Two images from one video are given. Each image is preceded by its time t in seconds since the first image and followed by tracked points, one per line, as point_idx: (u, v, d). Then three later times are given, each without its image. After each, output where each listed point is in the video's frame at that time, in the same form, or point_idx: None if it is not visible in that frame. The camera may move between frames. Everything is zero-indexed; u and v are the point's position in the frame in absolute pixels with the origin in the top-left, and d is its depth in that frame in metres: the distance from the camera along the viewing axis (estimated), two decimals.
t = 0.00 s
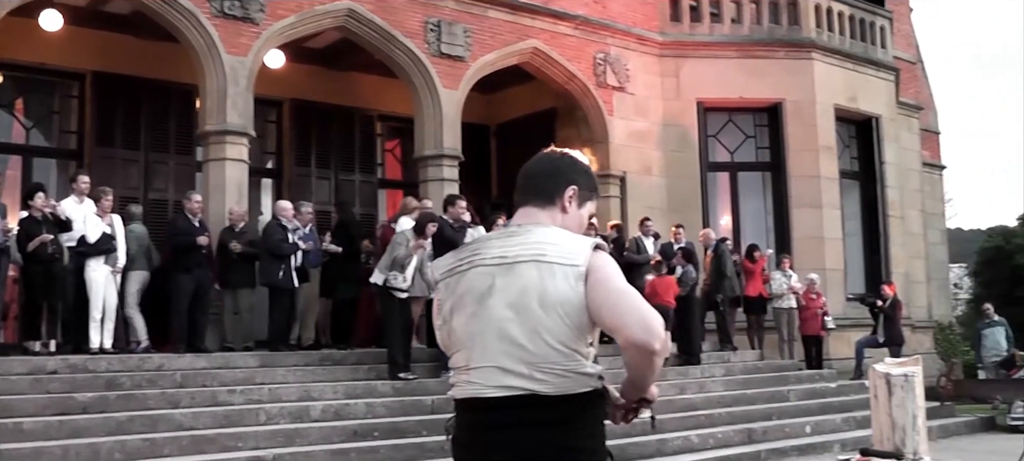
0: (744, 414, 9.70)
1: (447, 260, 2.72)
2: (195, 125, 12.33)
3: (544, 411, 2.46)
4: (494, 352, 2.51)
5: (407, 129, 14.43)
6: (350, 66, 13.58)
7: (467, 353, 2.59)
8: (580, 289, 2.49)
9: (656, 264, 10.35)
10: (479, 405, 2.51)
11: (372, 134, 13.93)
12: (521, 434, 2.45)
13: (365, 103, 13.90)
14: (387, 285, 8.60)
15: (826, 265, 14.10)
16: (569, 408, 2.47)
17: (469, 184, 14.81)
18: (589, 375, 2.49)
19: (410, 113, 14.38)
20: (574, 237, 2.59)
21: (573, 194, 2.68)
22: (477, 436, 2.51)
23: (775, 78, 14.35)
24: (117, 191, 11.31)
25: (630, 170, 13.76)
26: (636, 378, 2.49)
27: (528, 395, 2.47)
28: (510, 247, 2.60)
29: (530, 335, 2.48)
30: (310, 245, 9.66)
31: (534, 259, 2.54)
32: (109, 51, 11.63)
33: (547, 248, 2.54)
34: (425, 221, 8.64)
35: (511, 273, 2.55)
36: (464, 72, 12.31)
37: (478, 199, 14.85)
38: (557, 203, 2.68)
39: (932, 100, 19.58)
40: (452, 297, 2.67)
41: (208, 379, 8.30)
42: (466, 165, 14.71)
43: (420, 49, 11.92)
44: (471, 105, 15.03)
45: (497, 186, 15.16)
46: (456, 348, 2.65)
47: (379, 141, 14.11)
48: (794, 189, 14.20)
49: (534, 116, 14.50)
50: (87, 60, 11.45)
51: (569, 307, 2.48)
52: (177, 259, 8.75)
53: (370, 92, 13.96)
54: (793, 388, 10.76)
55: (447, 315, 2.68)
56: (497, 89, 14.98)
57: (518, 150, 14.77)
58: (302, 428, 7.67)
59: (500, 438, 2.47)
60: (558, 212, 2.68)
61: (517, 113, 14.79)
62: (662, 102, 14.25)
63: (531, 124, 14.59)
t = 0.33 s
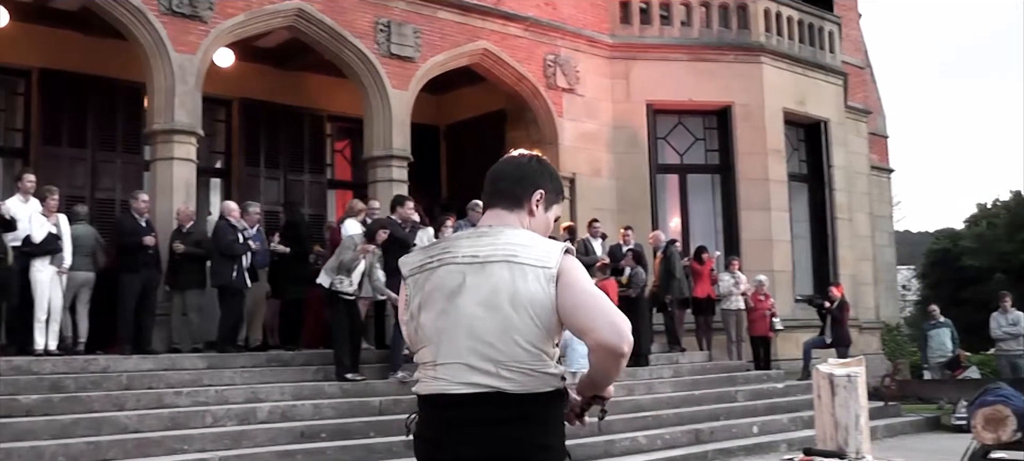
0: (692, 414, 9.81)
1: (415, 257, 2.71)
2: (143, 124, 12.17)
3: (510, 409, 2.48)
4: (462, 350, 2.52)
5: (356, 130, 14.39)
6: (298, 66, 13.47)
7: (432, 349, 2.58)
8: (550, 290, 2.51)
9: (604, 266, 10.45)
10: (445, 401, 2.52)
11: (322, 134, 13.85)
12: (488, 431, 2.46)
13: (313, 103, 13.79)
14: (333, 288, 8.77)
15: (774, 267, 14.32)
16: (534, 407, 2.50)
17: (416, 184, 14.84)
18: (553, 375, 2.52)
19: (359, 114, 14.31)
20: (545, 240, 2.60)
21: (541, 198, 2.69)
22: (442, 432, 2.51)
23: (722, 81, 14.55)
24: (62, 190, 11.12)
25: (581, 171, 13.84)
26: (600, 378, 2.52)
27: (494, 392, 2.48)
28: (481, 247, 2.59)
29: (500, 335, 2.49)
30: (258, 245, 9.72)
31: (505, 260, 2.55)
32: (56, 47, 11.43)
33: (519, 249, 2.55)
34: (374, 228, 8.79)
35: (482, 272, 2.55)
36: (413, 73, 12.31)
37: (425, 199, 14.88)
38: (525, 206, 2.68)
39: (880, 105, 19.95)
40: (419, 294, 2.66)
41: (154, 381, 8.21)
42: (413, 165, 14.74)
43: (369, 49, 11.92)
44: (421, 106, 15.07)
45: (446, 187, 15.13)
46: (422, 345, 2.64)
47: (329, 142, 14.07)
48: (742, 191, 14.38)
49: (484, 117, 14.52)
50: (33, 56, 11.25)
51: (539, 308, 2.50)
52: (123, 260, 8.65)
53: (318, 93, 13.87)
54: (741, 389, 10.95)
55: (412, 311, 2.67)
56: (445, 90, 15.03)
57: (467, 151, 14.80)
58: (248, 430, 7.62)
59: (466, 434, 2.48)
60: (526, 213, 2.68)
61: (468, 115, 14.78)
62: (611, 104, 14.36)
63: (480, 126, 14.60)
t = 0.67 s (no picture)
0: (636, 414, 9.95)
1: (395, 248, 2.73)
2: (84, 122, 11.94)
3: (482, 402, 2.50)
4: (439, 340, 2.53)
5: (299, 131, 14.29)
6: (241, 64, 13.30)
7: (406, 339, 2.59)
8: (532, 288, 2.57)
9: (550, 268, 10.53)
10: (417, 390, 2.52)
11: (265, 134, 13.71)
12: (459, 421, 2.48)
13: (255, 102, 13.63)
14: (275, 292, 8.71)
15: (717, 268, 14.54)
16: (504, 402, 2.52)
17: (361, 185, 14.73)
18: (524, 373, 2.56)
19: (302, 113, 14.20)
20: (525, 242, 2.67)
21: (519, 203, 2.77)
22: (412, 421, 2.51)
23: (667, 83, 14.74)
24: None
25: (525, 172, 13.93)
26: (571, 382, 2.58)
27: (465, 384, 2.49)
28: (464, 242, 2.63)
29: (480, 327, 2.52)
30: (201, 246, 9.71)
31: (489, 256, 2.59)
32: None
33: (503, 247, 2.61)
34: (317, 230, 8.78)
35: (465, 265, 2.59)
36: (357, 73, 12.25)
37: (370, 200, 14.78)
38: (505, 208, 2.74)
39: (823, 108, 20.35)
40: (397, 284, 2.66)
41: (94, 383, 8.08)
42: (357, 165, 14.68)
43: (313, 49, 11.86)
44: (365, 106, 15.00)
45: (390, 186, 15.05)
46: (395, 334, 2.64)
47: (272, 141, 13.95)
48: (686, 192, 14.58)
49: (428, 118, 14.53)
50: None
51: (520, 304, 2.55)
52: (62, 260, 8.50)
53: (262, 93, 13.73)
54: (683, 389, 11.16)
55: (388, 301, 2.67)
56: (389, 91, 15.01)
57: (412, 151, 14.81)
58: (188, 433, 7.56)
59: (436, 423, 2.48)
60: (503, 216, 2.74)
61: (413, 115, 14.77)
62: (556, 105, 14.45)
63: (425, 127, 14.61)
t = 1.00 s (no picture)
0: (581, 414, 10.08)
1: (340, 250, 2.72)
2: (25, 119, 11.72)
3: (431, 407, 2.54)
4: (389, 346, 2.55)
5: (244, 130, 14.13)
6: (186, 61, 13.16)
7: (353, 344, 2.59)
8: (482, 291, 2.61)
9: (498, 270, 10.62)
10: (366, 396, 2.53)
11: (210, 132, 13.57)
12: (409, 427, 2.51)
13: (200, 100, 13.50)
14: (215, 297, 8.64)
15: (662, 268, 14.76)
16: (452, 407, 2.57)
17: (305, 186, 14.69)
18: (471, 375, 2.62)
19: (247, 113, 14.06)
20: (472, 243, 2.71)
21: (463, 201, 2.80)
22: (362, 427, 2.53)
23: (612, 85, 14.92)
24: None
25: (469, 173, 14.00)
26: (516, 379, 2.64)
27: (415, 389, 2.52)
28: (412, 245, 2.64)
29: (430, 332, 2.55)
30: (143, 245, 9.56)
31: (437, 260, 2.62)
32: None
33: (452, 249, 2.64)
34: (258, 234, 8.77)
35: (414, 269, 2.61)
36: (302, 73, 12.20)
37: (315, 201, 14.74)
38: (449, 208, 2.78)
39: (768, 110, 20.73)
40: (342, 288, 2.66)
41: (35, 385, 7.96)
42: (302, 165, 14.61)
43: (258, 48, 11.79)
44: (311, 105, 14.94)
45: (335, 187, 15.07)
46: (342, 338, 2.64)
47: (217, 141, 13.79)
48: (630, 193, 14.78)
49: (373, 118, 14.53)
50: None
51: (468, 307, 2.59)
52: (3, 259, 8.37)
53: (208, 91, 13.59)
54: (627, 389, 11.35)
55: (332, 305, 2.67)
56: (335, 90, 14.97)
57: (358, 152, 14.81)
58: (130, 435, 7.52)
59: (387, 429, 2.51)
60: (447, 216, 2.77)
61: (360, 115, 14.76)
62: (502, 105, 14.55)
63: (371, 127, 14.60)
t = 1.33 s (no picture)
0: (535, 415, 10.14)
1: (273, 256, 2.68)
2: None
3: (382, 408, 2.49)
4: (334, 349, 2.51)
5: (197, 130, 13.97)
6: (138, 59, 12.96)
7: (297, 351, 2.55)
8: (423, 283, 2.57)
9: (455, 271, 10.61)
10: (316, 403, 2.49)
11: (163, 132, 13.40)
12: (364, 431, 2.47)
13: (153, 99, 13.31)
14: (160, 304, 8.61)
15: (615, 269, 14.87)
16: (406, 406, 2.53)
17: (259, 188, 14.54)
18: (422, 371, 2.57)
19: (201, 113, 13.91)
20: (410, 234, 2.67)
21: (396, 192, 2.74)
22: (314, 435, 2.49)
23: (567, 86, 14.99)
24: None
25: (424, 173, 13.99)
26: (471, 371, 2.61)
27: (366, 392, 2.49)
28: (346, 243, 2.60)
29: (374, 331, 2.51)
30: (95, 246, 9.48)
31: (373, 255, 2.57)
32: None
33: (387, 242, 2.60)
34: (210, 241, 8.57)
35: (350, 267, 2.56)
36: (255, 73, 12.11)
37: (268, 201, 14.62)
38: (381, 200, 2.72)
39: (722, 112, 20.97)
40: (280, 294, 2.62)
41: None
42: (255, 166, 14.45)
43: (211, 47, 11.66)
44: (263, 105, 14.79)
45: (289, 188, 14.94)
46: (284, 346, 2.59)
47: (169, 140, 13.61)
48: (585, 195, 14.87)
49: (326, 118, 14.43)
50: None
51: (411, 301, 2.55)
52: None
53: (160, 91, 13.41)
54: (581, 390, 11.44)
55: (272, 313, 2.62)
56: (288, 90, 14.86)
57: (312, 152, 14.70)
58: (80, 438, 7.41)
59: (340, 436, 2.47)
60: (379, 208, 2.71)
61: (313, 115, 14.66)
62: (456, 106, 14.57)
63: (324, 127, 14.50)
